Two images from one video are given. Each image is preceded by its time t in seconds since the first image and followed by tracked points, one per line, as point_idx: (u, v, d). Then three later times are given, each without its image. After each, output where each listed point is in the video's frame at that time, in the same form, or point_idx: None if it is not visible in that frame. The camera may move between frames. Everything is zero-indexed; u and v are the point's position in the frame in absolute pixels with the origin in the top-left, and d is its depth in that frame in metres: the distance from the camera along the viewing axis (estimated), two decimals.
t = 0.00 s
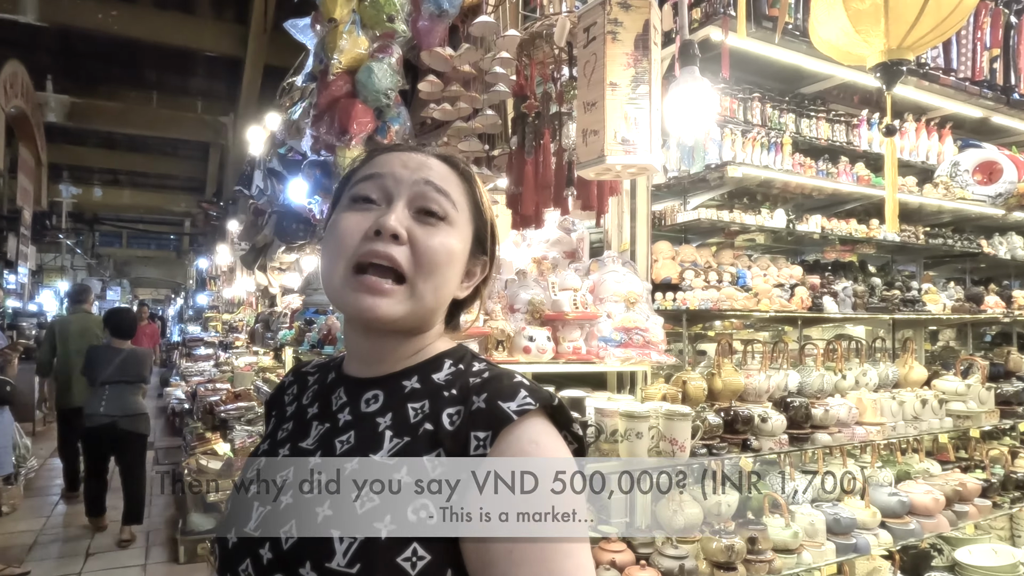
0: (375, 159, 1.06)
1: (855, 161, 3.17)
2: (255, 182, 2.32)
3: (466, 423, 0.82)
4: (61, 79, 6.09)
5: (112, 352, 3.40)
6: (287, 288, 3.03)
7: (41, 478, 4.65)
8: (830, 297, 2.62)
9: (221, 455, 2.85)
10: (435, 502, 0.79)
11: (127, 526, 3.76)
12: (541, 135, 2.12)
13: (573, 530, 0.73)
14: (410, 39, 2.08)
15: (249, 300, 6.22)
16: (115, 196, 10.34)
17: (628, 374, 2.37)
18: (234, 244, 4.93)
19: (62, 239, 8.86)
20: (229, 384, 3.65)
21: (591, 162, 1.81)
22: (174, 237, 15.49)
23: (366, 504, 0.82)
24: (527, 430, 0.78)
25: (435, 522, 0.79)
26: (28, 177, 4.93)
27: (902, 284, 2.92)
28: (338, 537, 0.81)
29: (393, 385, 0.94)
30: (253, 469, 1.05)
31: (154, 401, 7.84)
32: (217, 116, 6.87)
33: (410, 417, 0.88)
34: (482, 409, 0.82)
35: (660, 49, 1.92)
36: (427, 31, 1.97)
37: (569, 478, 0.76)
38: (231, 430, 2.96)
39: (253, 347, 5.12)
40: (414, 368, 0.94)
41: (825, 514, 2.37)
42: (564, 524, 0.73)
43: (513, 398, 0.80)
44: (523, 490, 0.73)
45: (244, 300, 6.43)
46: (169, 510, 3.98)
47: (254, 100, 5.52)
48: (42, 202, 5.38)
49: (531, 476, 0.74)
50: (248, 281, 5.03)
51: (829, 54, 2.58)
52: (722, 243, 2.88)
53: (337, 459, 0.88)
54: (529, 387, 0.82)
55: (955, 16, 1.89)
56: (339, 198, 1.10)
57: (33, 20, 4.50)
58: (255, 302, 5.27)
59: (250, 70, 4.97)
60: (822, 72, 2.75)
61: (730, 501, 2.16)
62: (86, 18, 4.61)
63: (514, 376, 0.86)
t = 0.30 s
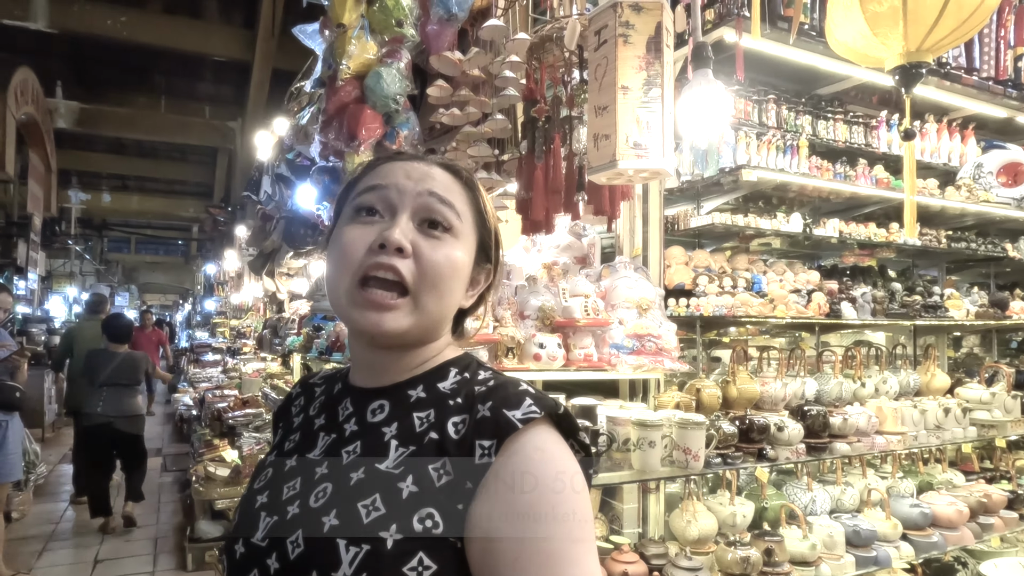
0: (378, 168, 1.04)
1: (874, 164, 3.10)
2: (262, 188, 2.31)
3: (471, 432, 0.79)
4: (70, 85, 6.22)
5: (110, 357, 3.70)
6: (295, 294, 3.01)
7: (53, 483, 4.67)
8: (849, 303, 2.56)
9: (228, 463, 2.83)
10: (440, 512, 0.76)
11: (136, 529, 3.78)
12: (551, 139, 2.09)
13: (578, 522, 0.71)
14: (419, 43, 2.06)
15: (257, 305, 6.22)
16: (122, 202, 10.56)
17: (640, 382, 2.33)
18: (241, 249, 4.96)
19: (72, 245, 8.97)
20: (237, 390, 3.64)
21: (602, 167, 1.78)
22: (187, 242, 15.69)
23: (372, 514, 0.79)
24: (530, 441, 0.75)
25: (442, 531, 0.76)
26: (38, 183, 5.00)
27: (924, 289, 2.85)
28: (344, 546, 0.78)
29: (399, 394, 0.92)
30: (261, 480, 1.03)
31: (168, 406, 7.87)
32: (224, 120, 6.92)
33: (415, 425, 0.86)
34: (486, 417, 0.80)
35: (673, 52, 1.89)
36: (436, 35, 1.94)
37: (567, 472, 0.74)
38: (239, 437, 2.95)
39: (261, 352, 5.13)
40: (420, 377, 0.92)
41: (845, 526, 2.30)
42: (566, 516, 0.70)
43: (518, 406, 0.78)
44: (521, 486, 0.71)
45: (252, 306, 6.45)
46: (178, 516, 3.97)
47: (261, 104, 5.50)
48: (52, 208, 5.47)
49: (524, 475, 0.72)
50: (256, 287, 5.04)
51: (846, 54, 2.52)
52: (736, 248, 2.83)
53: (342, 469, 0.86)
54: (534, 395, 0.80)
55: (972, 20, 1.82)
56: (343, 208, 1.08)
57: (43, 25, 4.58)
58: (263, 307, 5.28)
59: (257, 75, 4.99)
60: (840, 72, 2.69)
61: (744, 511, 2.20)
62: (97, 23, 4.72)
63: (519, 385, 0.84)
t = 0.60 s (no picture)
0: (376, 178, 1.01)
1: (893, 167, 3.04)
2: (270, 195, 2.29)
3: (473, 440, 0.76)
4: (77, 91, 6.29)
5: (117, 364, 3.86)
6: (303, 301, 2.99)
7: (64, 490, 4.68)
8: (868, 310, 2.51)
9: (236, 471, 2.81)
10: (445, 522, 0.74)
11: (143, 538, 3.77)
12: (562, 144, 2.05)
13: (584, 536, 0.68)
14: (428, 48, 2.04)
15: (263, 312, 6.22)
16: (129, 209, 10.65)
17: (654, 390, 2.28)
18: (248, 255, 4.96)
19: (80, 252, 9.04)
20: (245, 398, 3.63)
21: (614, 172, 1.74)
22: (195, 249, 15.80)
23: (375, 524, 0.76)
24: (535, 447, 0.72)
25: (447, 541, 0.73)
26: (48, 191, 5.03)
27: (946, 295, 2.79)
28: (348, 558, 0.75)
29: (403, 403, 0.89)
30: (270, 493, 1.00)
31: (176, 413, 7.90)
32: (232, 126, 6.97)
33: (419, 434, 0.83)
34: (488, 424, 0.77)
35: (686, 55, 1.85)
36: (445, 40, 1.94)
37: (573, 477, 0.70)
38: (247, 445, 2.93)
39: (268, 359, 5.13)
40: (425, 386, 0.89)
41: (865, 539, 2.24)
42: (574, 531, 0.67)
43: (520, 412, 0.75)
44: (522, 498, 0.69)
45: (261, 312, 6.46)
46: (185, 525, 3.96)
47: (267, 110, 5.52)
48: (60, 215, 5.51)
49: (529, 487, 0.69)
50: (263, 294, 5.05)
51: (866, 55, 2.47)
52: (751, 253, 2.78)
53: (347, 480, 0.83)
54: (537, 400, 0.78)
55: (998, 20, 1.77)
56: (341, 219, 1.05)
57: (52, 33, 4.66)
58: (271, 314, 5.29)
59: (264, 80, 5.01)
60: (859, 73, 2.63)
61: (761, 523, 2.14)
62: (102, 31, 4.79)
63: (523, 390, 0.81)
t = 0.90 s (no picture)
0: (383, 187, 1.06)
1: (912, 168, 2.97)
2: (277, 200, 2.27)
3: (479, 450, 0.74)
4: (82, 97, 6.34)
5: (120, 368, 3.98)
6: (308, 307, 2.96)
7: (71, 497, 4.67)
8: (887, 315, 2.46)
9: (242, 478, 2.78)
10: (448, 532, 0.72)
11: (147, 546, 3.76)
12: (572, 147, 2.02)
13: (597, 545, 0.67)
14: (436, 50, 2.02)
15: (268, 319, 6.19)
16: (135, 214, 10.70)
17: (666, 397, 2.23)
18: (254, 260, 4.96)
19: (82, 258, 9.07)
20: (250, 405, 3.61)
21: (626, 175, 1.71)
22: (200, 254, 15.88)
23: (377, 535, 0.74)
24: (544, 453, 0.70)
25: (451, 552, 0.71)
26: (53, 197, 5.04)
27: (968, 299, 2.73)
28: (350, 570, 0.73)
29: (405, 408, 0.86)
30: (272, 502, 0.97)
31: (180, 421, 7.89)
32: (237, 131, 7.01)
33: (421, 442, 0.80)
34: (494, 431, 0.75)
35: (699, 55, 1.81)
36: (453, 43, 1.91)
37: (584, 483, 0.69)
38: (252, 453, 2.90)
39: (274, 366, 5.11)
40: (427, 390, 0.86)
41: (885, 550, 2.18)
42: (587, 539, 0.66)
43: (526, 418, 0.73)
44: (535, 507, 0.67)
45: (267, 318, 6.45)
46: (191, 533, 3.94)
47: (273, 115, 5.53)
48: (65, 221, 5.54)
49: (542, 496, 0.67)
50: (269, 298, 5.04)
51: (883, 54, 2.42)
52: (766, 257, 2.72)
53: (349, 490, 0.81)
54: (543, 406, 0.75)
55: None
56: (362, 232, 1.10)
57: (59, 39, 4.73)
58: (276, 320, 5.29)
59: (270, 84, 5.02)
60: (877, 73, 2.59)
61: (778, 533, 2.09)
62: (108, 36, 4.83)
63: (528, 395, 0.79)
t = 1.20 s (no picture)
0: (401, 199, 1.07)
1: (926, 171, 2.92)
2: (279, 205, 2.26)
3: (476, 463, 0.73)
4: (86, 102, 6.39)
5: (107, 373, 4.31)
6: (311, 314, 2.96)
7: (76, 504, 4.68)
8: (901, 321, 2.42)
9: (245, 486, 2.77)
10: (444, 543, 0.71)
11: (150, 554, 3.76)
12: (578, 152, 1.99)
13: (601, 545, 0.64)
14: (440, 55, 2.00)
15: (271, 325, 6.16)
16: (139, 219, 10.77)
17: (675, 405, 2.20)
18: (256, 265, 4.96)
19: (87, 263, 9.13)
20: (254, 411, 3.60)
21: (632, 180, 1.68)
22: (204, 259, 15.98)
23: (374, 548, 0.75)
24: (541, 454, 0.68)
25: (448, 565, 0.71)
26: (56, 204, 5.06)
27: (985, 305, 2.68)
28: None
29: (404, 418, 0.85)
30: (275, 511, 0.97)
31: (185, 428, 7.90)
32: (240, 136, 7.06)
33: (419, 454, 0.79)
34: (491, 441, 0.73)
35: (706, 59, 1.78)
36: (457, 47, 1.90)
37: (586, 483, 0.67)
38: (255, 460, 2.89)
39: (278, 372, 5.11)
40: (425, 399, 0.84)
41: (900, 562, 2.13)
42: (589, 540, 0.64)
43: (524, 427, 0.71)
44: (532, 508, 0.65)
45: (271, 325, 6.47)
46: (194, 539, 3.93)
47: (275, 120, 5.55)
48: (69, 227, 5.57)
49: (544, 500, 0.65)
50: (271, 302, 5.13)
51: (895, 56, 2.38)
52: (776, 263, 2.68)
53: (348, 501, 0.82)
54: (542, 413, 0.73)
55: None
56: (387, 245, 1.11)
57: (62, 45, 4.80)
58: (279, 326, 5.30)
59: (274, 89, 5.04)
60: (889, 75, 2.55)
61: (789, 544, 2.06)
62: (112, 42, 4.88)
63: (527, 402, 0.76)
